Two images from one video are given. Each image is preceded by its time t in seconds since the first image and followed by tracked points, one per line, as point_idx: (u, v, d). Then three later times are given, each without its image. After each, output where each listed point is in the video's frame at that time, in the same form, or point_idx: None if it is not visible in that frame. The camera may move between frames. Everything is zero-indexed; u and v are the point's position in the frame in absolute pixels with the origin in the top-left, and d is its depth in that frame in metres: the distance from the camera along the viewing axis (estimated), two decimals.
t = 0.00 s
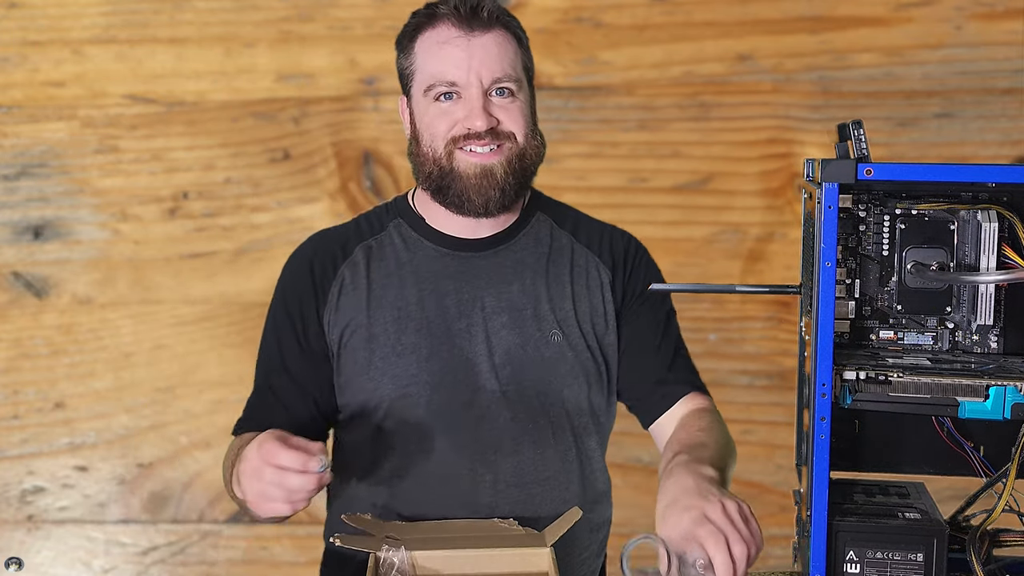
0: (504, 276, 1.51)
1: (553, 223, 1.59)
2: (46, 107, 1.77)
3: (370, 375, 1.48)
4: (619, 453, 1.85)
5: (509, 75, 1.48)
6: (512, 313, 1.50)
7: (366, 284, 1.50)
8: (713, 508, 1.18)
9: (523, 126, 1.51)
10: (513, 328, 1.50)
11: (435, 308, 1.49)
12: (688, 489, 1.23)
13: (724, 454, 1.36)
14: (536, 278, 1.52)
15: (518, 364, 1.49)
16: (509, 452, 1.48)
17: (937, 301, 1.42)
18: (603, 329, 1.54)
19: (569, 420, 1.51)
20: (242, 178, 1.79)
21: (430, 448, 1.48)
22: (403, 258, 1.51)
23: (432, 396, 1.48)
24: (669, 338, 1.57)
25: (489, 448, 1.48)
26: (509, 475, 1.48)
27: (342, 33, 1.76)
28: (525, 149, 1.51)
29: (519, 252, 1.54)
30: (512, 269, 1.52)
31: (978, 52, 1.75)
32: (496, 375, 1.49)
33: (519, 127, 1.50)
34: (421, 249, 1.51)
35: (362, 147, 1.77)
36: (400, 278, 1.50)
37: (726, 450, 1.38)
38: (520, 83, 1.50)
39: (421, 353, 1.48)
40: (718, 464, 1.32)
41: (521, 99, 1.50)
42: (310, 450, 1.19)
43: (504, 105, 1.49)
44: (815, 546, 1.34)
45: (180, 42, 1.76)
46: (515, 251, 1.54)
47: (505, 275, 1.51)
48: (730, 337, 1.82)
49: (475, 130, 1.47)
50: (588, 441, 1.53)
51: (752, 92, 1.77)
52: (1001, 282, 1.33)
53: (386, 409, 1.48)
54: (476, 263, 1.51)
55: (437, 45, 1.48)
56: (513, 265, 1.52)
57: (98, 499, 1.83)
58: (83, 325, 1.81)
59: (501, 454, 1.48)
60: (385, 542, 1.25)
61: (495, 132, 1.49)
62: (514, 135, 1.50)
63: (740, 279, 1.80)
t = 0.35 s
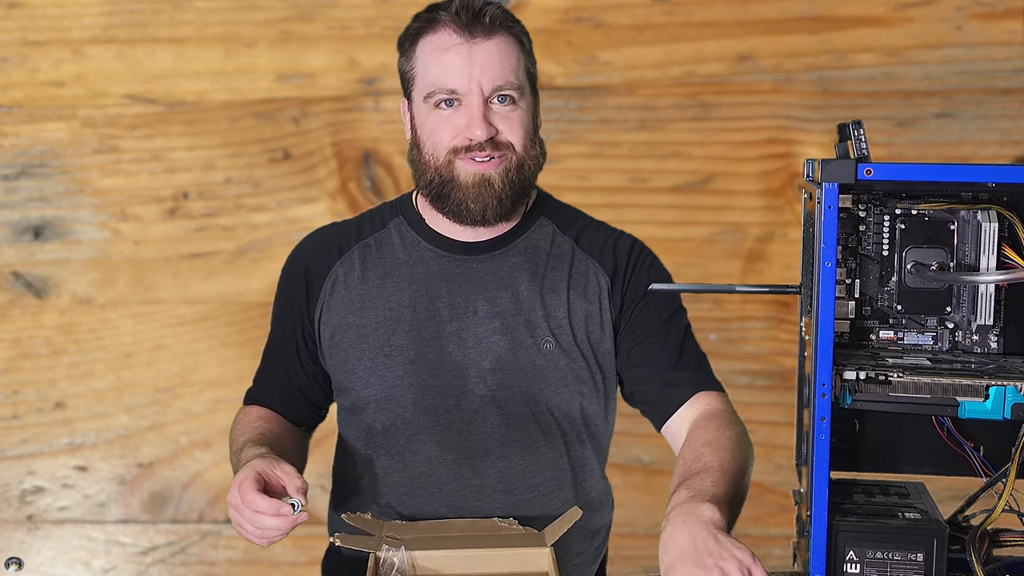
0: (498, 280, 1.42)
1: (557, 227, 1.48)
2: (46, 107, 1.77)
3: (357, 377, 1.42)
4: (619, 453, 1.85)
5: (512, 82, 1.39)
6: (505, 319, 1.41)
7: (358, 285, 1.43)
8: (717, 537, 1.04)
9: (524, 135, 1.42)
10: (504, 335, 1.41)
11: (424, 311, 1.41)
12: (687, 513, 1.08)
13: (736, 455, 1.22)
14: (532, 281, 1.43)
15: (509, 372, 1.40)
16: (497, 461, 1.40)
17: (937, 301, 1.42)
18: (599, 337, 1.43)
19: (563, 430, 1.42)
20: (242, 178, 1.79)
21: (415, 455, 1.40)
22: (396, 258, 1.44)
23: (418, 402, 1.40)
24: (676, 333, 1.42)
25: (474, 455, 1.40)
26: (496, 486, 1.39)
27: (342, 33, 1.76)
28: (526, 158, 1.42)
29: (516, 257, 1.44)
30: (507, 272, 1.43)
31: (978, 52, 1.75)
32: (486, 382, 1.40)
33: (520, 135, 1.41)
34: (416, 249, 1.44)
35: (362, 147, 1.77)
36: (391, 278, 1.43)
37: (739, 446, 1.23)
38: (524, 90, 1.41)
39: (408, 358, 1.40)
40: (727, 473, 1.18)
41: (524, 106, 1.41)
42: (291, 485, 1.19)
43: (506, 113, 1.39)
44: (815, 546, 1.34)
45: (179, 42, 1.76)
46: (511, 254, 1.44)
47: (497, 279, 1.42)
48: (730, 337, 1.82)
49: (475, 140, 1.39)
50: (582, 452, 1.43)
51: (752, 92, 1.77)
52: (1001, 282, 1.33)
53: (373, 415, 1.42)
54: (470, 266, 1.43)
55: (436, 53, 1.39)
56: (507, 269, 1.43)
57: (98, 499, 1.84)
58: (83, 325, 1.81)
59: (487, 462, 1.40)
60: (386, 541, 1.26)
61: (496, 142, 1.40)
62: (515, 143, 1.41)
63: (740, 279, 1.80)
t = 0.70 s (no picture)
0: (490, 281, 1.43)
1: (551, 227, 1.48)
2: (46, 107, 1.77)
3: (352, 378, 1.43)
4: (619, 452, 1.85)
5: (458, 122, 1.34)
6: (497, 319, 1.42)
7: (353, 287, 1.45)
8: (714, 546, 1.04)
9: (478, 169, 1.39)
10: (496, 335, 1.41)
11: (417, 312, 1.42)
12: (681, 524, 1.08)
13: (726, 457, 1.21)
14: (524, 283, 1.43)
15: (501, 372, 1.41)
16: (491, 461, 1.40)
17: (937, 302, 1.42)
18: (593, 337, 1.43)
19: (559, 430, 1.42)
20: (243, 178, 1.79)
21: (409, 456, 1.41)
22: (390, 260, 1.45)
23: (411, 403, 1.41)
24: (669, 329, 1.40)
25: (468, 456, 1.40)
26: (490, 486, 1.40)
27: (342, 33, 1.76)
28: (484, 192, 1.40)
29: (508, 258, 1.45)
30: (500, 274, 1.44)
31: (978, 52, 1.75)
32: (479, 382, 1.41)
33: (472, 171, 1.38)
34: (410, 251, 1.45)
35: (362, 147, 1.77)
36: (385, 280, 1.44)
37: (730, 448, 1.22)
38: (473, 124, 1.36)
39: (402, 359, 1.41)
40: (719, 477, 1.17)
41: (475, 142, 1.37)
42: (290, 486, 1.22)
43: (455, 153, 1.36)
44: (815, 546, 1.34)
45: (179, 42, 1.76)
46: (504, 255, 1.45)
47: (490, 280, 1.43)
48: (730, 337, 1.82)
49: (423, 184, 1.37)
50: (578, 452, 1.43)
51: (752, 92, 1.77)
52: (1001, 282, 1.34)
53: (368, 416, 1.43)
54: (463, 267, 1.43)
55: (379, 100, 1.36)
56: (499, 270, 1.44)
57: (98, 499, 1.84)
58: (83, 325, 1.81)
59: (481, 463, 1.40)
60: (386, 541, 1.26)
61: (448, 183, 1.38)
62: (468, 180, 1.38)
63: (740, 280, 1.80)
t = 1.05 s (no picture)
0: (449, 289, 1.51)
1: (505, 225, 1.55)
2: (46, 107, 1.77)
3: (321, 398, 1.52)
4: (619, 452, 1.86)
5: (379, 149, 1.40)
6: (458, 327, 1.49)
7: (317, 306, 1.54)
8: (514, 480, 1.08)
9: (411, 192, 1.44)
10: (461, 342, 1.49)
11: (381, 327, 1.51)
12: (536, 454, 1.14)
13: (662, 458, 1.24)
14: (482, 289, 1.51)
15: (467, 378, 1.48)
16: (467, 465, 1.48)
17: (937, 302, 1.42)
18: (555, 332, 1.50)
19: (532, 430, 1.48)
20: (242, 178, 1.79)
21: (388, 467, 1.49)
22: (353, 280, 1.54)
23: (384, 414, 1.49)
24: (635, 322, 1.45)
25: (443, 464, 1.48)
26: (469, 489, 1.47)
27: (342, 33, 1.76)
28: (418, 213, 1.45)
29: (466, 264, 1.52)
30: (458, 282, 1.52)
31: (978, 52, 1.75)
32: (447, 390, 1.48)
33: (404, 194, 1.44)
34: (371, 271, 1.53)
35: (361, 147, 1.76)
36: (347, 301, 1.53)
37: (662, 439, 1.26)
38: (397, 149, 1.42)
39: (370, 372, 1.49)
40: (623, 455, 1.20)
41: (402, 165, 1.43)
42: (243, 505, 1.34)
43: (382, 180, 1.42)
44: (815, 546, 1.34)
45: (179, 42, 1.76)
46: (460, 263, 1.52)
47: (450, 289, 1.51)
48: (730, 337, 1.81)
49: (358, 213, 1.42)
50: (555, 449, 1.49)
51: (752, 92, 1.77)
52: (1001, 282, 1.33)
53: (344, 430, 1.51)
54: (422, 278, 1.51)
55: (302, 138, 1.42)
56: (457, 277, 1.52)
57: (98, 499, 1.83)
58: (83, 325, 1.81)
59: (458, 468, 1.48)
60: (386, 540, 1.25)
61: (381, 209, 1.44)
62: (402, 203, 1.44)
63: (740, 280, 1.79)
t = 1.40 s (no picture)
0: (412, 284, 1.46)
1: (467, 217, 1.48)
2: (46, 107, 1.77)
3: (295, 402, 1.49)
4: (619, 452, 1.86)
5: (340, 129, 1.36)
6: (420, 322, 1.44)
7: (289, 311, 1.51)
8: (276, 544, 1.07)
9: (374, 173, 1.40)
10: (424, 338, 1.43)
11: (348, 327, 1.47)
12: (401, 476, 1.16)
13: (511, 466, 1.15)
14: (443, 282, 1.45)
15: (432, 374, 1.43)
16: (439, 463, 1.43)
17: (937, 302, 1.42)
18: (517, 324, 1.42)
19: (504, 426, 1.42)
20: (242, 178, 1.79)
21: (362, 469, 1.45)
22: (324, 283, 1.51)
23: (352, 414, 1.45)
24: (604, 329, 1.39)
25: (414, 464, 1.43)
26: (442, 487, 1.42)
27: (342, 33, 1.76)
28: (382, 194, 1.41)
29: (428, 257, 1.46)
30: (420, 273, 1.46)
31: (978, 52, 1.75)
32: (414, 387, 1.43)
33: (368, 175, 1.40)
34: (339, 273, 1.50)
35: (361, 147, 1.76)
36: (317, 303, 1.50)
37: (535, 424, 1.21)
38: (359, 128, 1.38)
39: (337, 373, 1.46)
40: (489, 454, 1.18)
41: (364, 145, 1.39)
42: (225, 494, 1.38)
43: (344, 162, 1.39)
44: (815, 546, 1.34)
45: (179, 42, 1.76)
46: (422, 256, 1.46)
47: (413, 284, 1.45)
48: (730, 337, 1.81)
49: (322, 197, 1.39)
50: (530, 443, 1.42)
51: (752, 92, 1.77)
52: (1001, 283, 1.33)
53: (318, 432, 1.48)
54: (385, 275, 1.46)
55: (262, 122, 1.38)
56: (419, 270, 1.46)
57: (98, 499, 1.83)
58: (83, 325, 1.81)
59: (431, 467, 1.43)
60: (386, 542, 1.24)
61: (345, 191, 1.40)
62: (367, 184, 1.40)
63: (740, 279, 1.80)
